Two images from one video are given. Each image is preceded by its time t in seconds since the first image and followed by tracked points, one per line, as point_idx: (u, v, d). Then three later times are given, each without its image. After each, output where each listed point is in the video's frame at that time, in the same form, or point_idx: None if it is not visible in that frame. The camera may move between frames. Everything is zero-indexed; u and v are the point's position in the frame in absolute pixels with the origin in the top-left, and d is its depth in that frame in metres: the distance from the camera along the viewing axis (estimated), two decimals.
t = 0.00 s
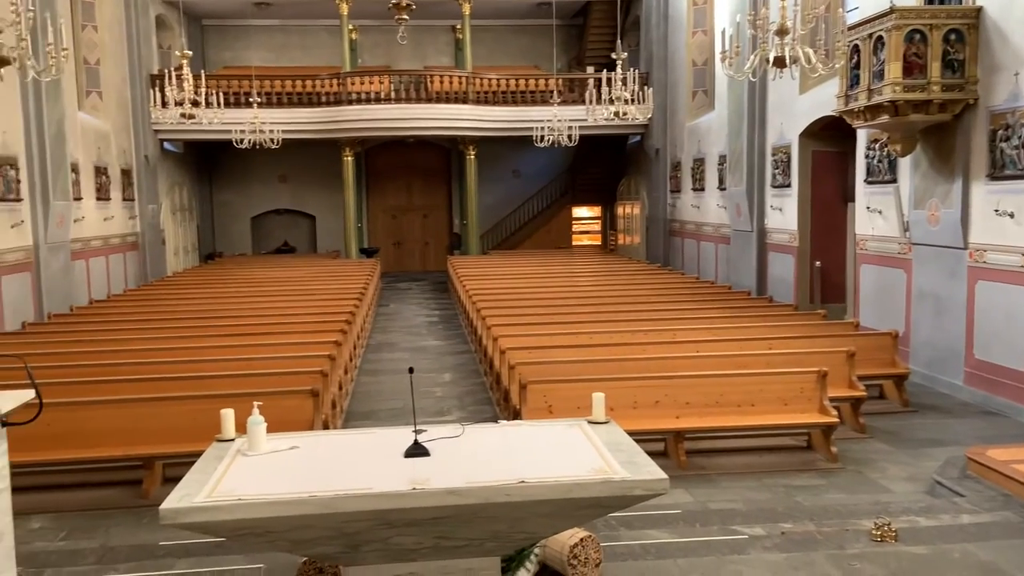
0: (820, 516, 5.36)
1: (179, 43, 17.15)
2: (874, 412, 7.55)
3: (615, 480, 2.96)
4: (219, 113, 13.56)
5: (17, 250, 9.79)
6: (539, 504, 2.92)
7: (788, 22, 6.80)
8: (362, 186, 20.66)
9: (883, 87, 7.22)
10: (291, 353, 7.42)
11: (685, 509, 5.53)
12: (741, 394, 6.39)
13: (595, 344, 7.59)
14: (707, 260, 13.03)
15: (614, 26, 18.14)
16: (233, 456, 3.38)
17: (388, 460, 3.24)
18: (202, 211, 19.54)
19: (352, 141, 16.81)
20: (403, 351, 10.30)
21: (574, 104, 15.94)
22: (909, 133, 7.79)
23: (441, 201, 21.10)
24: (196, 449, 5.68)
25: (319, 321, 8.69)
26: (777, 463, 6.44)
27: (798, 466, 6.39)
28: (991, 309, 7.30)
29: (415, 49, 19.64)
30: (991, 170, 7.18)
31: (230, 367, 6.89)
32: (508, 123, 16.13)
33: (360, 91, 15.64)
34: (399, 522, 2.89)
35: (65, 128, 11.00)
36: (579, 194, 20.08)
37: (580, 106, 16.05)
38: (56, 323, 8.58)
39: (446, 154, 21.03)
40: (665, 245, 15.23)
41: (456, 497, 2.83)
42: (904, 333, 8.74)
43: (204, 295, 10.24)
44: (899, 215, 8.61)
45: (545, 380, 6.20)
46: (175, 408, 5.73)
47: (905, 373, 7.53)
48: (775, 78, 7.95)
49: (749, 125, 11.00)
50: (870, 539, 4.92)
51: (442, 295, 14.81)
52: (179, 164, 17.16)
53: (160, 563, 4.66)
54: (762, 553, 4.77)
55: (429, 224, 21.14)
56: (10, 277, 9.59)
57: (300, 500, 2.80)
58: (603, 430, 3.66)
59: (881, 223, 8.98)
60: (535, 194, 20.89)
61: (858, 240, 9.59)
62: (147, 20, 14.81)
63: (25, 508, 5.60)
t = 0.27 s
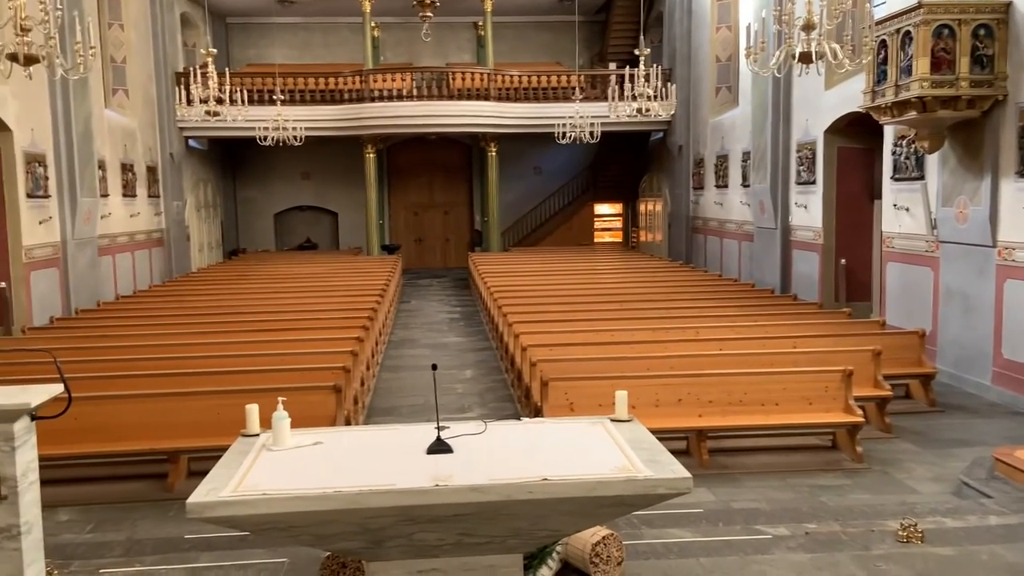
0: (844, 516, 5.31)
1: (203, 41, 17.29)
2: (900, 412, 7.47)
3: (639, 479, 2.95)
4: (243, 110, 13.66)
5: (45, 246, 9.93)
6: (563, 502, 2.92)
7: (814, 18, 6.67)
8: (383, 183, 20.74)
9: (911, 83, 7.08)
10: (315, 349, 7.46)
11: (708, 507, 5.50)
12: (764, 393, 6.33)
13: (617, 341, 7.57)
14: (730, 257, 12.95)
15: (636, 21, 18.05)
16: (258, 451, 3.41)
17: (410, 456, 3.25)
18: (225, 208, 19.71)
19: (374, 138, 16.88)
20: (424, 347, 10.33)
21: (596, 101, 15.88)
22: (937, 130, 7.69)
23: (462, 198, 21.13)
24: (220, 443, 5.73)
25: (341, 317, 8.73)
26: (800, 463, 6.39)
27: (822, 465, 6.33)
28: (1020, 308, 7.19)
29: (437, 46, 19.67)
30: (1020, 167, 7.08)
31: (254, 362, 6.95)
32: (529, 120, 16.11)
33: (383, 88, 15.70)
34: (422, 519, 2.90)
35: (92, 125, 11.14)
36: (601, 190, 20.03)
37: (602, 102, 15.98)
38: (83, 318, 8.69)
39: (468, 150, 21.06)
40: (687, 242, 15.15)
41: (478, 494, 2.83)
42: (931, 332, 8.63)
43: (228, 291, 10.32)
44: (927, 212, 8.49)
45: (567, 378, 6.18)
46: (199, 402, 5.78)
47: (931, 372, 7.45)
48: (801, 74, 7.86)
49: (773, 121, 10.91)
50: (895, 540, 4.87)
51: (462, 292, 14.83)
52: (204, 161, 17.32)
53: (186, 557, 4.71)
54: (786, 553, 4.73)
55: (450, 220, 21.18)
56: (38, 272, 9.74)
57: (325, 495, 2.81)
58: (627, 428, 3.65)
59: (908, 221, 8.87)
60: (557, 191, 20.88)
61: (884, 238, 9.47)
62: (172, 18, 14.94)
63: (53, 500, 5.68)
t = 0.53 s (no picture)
0: (864, 518, 5.26)
1: (224, 40, 17.41)
2: (922, 414, 7.40)
3: (658, 479, 2.94)
4: (264, 108, 13.74)
5: (68, 242, 10.04)
6: (581, 500, 2.91)
7: (837, 16, 6.60)
8: (402, 181, 20.80)
9: (934, 82, 6.98)
10: (333, 346, 7.50)
11: (727, 508, 5.47)
12: (784, 393, 6.29)
13: (636, 340, 7.54)
14: (750, 256, 12.87)
15: (656, 19, 17.97)
16: (277, 447, 3.43)
17: (429, 453, 3.26)
18: (245, 206, 19.85)
19: (393, 136, 16.93)
20: (442, 345, 10.35)
21: (615, 99, 15.82)
22: (960, 128, 7.60)
23: (480, 196, 21.15)
24: (239, 439, 5.76)
25: (359, 315, 8.76)
26: (820, 464, 6.33)
27: (842, 467, 6.28)
28: None
29: (456, 44, 19.69)
30: None
31: (274, 358, 6.99)
32: (548, 118, 16.08)
33: (402, 86, 15.74)
34: (440, 516, 2.90)
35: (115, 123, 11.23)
36: (619, 189, 19.83)
37: (621, 100, 15.94)
38: (105, 314, 8.78)
39: (486, 148, 21.07)
40: (706, 242, 15.08)
41: (496, 492, 2.84)
42: (954, 333, 8.52)
43: (247, 288, 10.39)
44: (950, 211, 8.39)
45: (585, 377, 6.17)
46: (219, 398, 5.82)
47: (954, 374, 7.36)
48: (823, 72, 7.77)
49: (794, 120, 10.83)
50: (917, 543, 4.82)
51: (480, 290, 14.85)
52: (224, 159, 17.44)
53: (206, 551, 4.74)
54: (806, 555, 4.70)
55: (468, 218, 21.21)
56: (61, 268, 9.85)
57: (344, 491, 2.82)
58: (645, 428, 3.64)
59: (931, 221, 8.76)
60: (575, 190, 20.85)
61: (906, 237, 9.37)
62: (194, 17, 15.05)
63: (75, 494, 5.74)
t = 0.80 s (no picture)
0: (880, 522, 5.22)
1: (242, 39, 17.50)
2: (939, 417, 7.33)
3: (672, 480, 2.93)
4: (281, 107, 13.80)
5: (87, 240, 10.13)
6: (595, 501, 2.90)
7: (856, 16, 6.53)
8: (417, 180, 20.84)
9: (954, 82, 6.92)
10: (348, 345, 7.52)
11: (741, 510, 5.44)
12: (799, 395, 6.24)
13: (650, 341, 7.52)
14: (766, 258, 12.79)
15: (673, 19, 17.90)
16: (293, 445, 3.45)
17: (442, 453, 3.26)
18: (262, 204, 19.96)
19: (408, 135, 16.97)
20: (456, 344, 10.36)
21: (631, 99, 15.77)
22: (981, 129, 7.49)
23: (495, 196, 21.15)
24: (254, 436, 5.79)
25: (374, 313, 8.79)
26: (836, 467, 6.28)
27: (858, 470, 6.23)
28: None
29: (473, 44, 19.71)
30: None
31: (289, 356, 7.02)
32: (564, 119, 16.06)
33: (417, 86, 15.77)
34: (454, 515, 2.91)
35: (134, 121, 11.31)
36: (634, 189, 19.77)
37: (637, 100, 15.89)
38: (123, 312, 8.85)
39: (502, 148, 21.07)
40: (722, 243, 15.00)
41: (510, 491, 2.83)
42: (973, 336, 8.43)
43: (262, 286, 10.44)
44: (970, 213, 8.30)
45: (600, 377, 6.16)
46: (234, 395, 5.85)
47: (972, 378, 7.28)
48: (842, 72, 7.69)
49: (812, 120, 10.76)
50: (933, 548, 4.77)
51: (494, 290, 14.86)
52: (241, 158, 17.55)
53: (220, 548, 4.77)
54: (821, 559, 4.66)
55: (483, 218, 21.23)
56: (80, 265, 9.95)
57: (358, 490, 2.83)
58: (659, 429, 3.63)
59: (950, 223, 8.68)
60: (590, 190, 20.80)
61: (925, 239, 9.28)
62: (212, 16, 15.15)
63: (92, 490, 5.79)
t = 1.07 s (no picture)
0: (896, 526, 5.18)
1: (259, 41, 17.62)
2: (957, 422, 7.27)
3: (687, 483, 2.93)
4: (296, 110, 13.88)
5: (105, 240, 10.23)
6: (609, 503, 2.90)
7: (874, 17, 6.47)
8: (432, 182, 20.90)
9: (973, 84, 6.81)
10: (363, 346, 7.56)
11: (756, 514, 5.42)
12: (815, 399, 6.20)
13: (665, 343, 7.50)
14: (782, 260, 12.73)
15: (689, 21, 17.86)
16: (308, 445, 3.48)
17: (456, 453, 3.27)
18: (278, 206, 20.09)
19: (423, 137, 17.02)
20: (470, 346, 10.38)
21: (646, 101, 15.75)
22: (999, 132, 7.39)
23: (509, 198, 21.17)
24: (269, 436, 5.83)
25: (388, 315, 8.82)
26: (852, 471, 6.24)
27: (875, 474, 6.18)
28: None
29: (487, 46, 19.75)
30: None
31: (304, 357, 7.06)
32: (578, 121, 16.06)
33: (432, 88, 15.81)
34: (468, 516, 2.92)
35: (152, 123, 11.41)
36: (649, 191, 19.76)
37: (653, 102, 15.86)
38: (140, 312, 8.93)
39: (516, 150, 21.08)
40: (737, 245, 14.94)
41: (524, 493, 2.84)
42: (990, 340, 8.35)
43: (278, 287, 10.51)
44: (988, 217, 8.22)
45: (614, 380, 6.15)
46: (249, 395, 5.89)
47: (990, 382, 7.22)
48: (859, 74, 7.63)
49: (829, 123, 10.70)
50: (950, 552, 4.74)
51: (509, 291, 14.87)
52: (257, 160, 17.67)
53: (236, 547, 4.80)
54: (837, 563, 4.63)
55: (497, 220, 21.25)
56: (98, 266, 10.05)
57: (372, 490, 2.84)
58: (674, 432, 3.63)
59: (967, 225, 8.60)
60: (604, 192, 20.78)
61: (942, 242, 9.20)
62: (230, 19, 15.27)
63: (109, 488, 5.84)
